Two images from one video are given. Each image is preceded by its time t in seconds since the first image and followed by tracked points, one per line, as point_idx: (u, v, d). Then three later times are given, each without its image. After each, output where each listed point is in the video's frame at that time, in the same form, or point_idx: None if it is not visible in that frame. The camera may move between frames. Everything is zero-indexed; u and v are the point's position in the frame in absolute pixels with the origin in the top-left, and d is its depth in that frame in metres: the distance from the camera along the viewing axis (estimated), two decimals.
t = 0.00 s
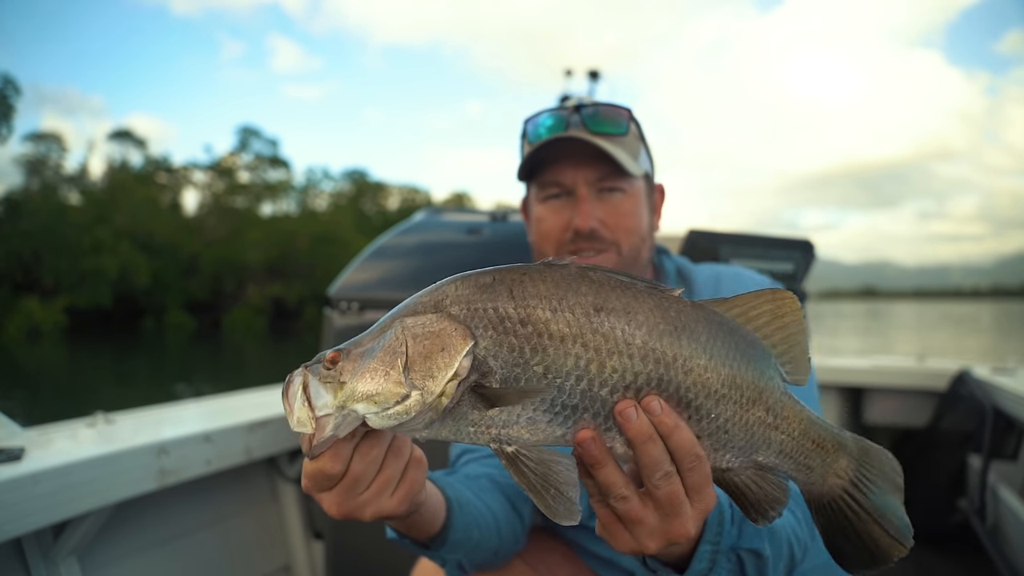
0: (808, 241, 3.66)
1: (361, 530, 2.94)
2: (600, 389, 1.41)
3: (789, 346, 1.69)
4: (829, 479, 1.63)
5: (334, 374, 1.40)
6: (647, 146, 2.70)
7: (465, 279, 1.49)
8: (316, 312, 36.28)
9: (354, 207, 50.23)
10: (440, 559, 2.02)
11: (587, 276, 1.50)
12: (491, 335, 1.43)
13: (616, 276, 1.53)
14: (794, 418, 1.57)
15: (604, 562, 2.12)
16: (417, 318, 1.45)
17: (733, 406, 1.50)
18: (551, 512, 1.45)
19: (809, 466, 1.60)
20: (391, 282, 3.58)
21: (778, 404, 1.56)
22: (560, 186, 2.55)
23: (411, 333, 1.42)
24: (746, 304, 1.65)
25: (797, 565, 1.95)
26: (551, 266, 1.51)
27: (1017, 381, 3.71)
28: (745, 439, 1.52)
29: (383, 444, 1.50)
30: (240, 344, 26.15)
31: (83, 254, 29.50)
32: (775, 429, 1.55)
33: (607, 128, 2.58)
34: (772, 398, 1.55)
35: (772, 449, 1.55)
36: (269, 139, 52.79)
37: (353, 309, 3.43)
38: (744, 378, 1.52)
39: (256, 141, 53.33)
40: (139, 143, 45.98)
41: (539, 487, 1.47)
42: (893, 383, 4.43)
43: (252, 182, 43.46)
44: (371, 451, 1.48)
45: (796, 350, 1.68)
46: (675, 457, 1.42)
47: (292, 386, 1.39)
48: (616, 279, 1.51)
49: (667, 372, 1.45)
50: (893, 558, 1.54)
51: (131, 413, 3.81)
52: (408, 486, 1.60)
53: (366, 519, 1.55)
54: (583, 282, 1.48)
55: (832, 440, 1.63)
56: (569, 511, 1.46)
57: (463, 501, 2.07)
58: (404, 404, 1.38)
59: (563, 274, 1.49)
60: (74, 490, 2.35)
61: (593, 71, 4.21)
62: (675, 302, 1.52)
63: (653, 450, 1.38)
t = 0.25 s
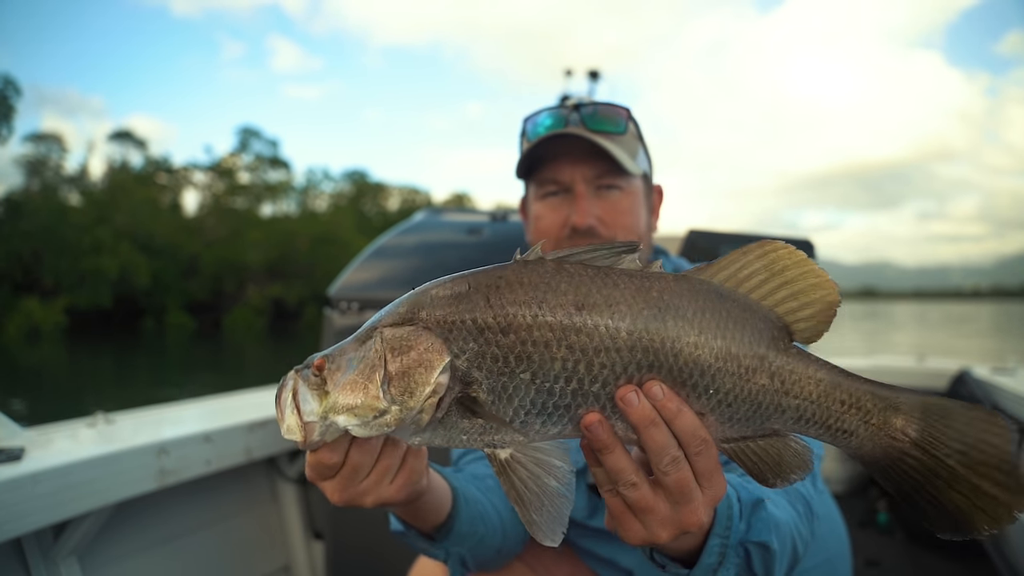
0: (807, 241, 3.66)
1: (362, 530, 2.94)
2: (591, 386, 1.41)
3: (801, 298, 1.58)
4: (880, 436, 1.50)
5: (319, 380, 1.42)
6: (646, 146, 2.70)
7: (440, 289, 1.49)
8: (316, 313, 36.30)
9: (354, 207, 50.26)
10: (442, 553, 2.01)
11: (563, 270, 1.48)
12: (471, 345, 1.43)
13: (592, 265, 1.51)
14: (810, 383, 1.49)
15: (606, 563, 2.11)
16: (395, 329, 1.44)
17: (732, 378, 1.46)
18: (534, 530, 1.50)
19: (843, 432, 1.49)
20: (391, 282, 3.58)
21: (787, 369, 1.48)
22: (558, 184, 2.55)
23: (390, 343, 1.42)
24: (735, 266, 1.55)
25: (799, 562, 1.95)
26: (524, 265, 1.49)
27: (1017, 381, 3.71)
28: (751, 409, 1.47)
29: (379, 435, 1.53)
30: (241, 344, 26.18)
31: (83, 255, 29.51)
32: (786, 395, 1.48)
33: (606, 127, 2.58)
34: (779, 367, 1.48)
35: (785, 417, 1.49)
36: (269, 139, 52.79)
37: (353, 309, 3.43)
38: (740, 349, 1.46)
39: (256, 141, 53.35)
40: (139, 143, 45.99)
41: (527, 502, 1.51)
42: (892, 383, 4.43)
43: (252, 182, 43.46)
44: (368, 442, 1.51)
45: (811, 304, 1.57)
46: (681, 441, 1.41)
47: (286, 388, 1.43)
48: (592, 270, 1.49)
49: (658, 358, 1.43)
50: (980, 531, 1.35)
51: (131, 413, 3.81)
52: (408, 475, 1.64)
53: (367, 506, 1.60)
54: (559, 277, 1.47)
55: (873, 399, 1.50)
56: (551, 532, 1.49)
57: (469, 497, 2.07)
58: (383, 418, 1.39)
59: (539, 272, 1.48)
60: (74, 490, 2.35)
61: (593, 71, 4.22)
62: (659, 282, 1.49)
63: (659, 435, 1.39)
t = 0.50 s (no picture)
0: (808, 241, 3.66)
1: (362, 530, 2.94)
2: (599, 384, 1.41)
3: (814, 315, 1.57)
4: (887, 450, 1.50)
5: (329, 367, 1.40)
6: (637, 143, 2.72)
7: (455, 279, 1.49)
8: (316, 313, 36.33)
9: (354, 208, 50.29)
10: (441, 558, 2.02)
11: (578, 267, 1.48)
12: (481, 335, 1.42)
13: (607, 263, 1.52)
14: (820, 396, 1.50)
15: (604, 562, 2.12)
16: (409, 316, 1.44)
17: (741, 387, 1.47)
18: (530, 534, 1.47)
19: (847, 446, 1.50)
20: (391, 282, 3.58)
21: (797, 382, 1.49)
22: (552, 186, 2.56)
23: (403, 332, 1.41)
24: (755, 276, 1.56)
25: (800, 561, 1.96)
26: (539, 261, 1.50)
27: (1017, 381, 3.71)
28: (756, 420, 1.48)
29: (381, 437, 1.54)
30: (241, 344, 26.19)
31: (83, 255, 29.53)
32: (790, 408, 1.49)
33: (597, 128, 2.58)
34: (789, 379, 1.49)
35: (790, 429, 1.50)
36: (269, 139, 52.79)
37: (353, 309, 3.43)
38: (752, 360, 1.47)
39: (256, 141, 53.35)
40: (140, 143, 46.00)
41: (528, 503, 1.50)
42: (892, 383, 4.43)
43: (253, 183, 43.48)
44: (370, 442, 1.51)
45: (826, 320, 1.56)
46: (690, 446, 1.41)
47: (293, 377, 1.41)
48: (609, 269, 1.49)
49: (668, 363, 1.43)
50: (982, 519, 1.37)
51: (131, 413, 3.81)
52: (407, 479, 1.65)
53: (365, 510, 1.59)
54: (574, 274, 1.47)
55: (881, 414, 1.50)
56: (547, 534, 1.46)
57: (468, 503, 2.08)
58: (393, 404, 1.37)
59: (554, 268, 1.48)
60: (74, 490, 2.36)
61: (593, 71, 4.22)
62: (675, 288, 1.49)
63: (667, 440, 1.39)
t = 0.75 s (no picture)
0: (808, 241, 3.66)
1: (363, 529, 2.94)
2: (604, 386, 1.41)
3: (812, 318, 1.57)
4: (859, 449, 1.55)
5: (332, 379, 1.40)
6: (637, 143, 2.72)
7: (456, 283, 1.48)
8: (316, 313, 36.35)
9: (354, 207, 50.29)
10: (445, 561, 2.02)
11: (578, 268, 1.49)
12: (486, 339, 1.42)
13: (607, 263, 1.52)
14: (811, 396, 1.51)
15: (603, 562, 2.12)
16: (410, 324, 1.43)
17: (740, 389, 1.47)
18: (538, 535, 1.47)
19: (832, 443, 1.53)
20: (391, 282, 3.58)
21: (793, 383, 1.50)
22: (552, 186, 2.55)
23: (405, 337, 1.40)
24: (750, 279, 1.56)
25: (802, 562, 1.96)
26: (538, 262, 1.49)
27: (1017, 381, 3.71)
28: (756, 421, 1.49)
29: (388, 444, 1.54)
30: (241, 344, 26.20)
31: (83, 254, 29.52)
32: (789, 409, 1.50)
33: (597, 128, 2.58)
34: (786, 381, 1.50)
35: (786, 429, 1.51)
36: (269, 138, 52.80)
37: (353, 309, 3.43)
38: (751, 362, 1.48)
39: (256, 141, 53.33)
40: (139, 143, 46.01)
41: (534, 505, 1.49)
42: (892, 383, 4.43)
43: (253, 182, 43.45)
44: (377, 450, 1.51)
45: (823, 321, 1.57)
46: (688, 447, 1.41)
47: (296, 389, 1.41)
48: (609, 270, 1.50)
49: (670, 364, 1.43)
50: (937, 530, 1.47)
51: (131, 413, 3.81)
52: (416, 485, 1.65)
53: (375, 517, 1.60)
54: (575, 276, 1.47)
55: (860, 413, 1.53)
56: (557, 535, 1.46)
57: (472, 505, 2.08)
58: (399, 413, 1.36)
59: (555, 269, 1.48)
60: (74, 490, 2.36)
61: (593, 71, 4.22)
62: (675, 288, 1.49)
63: (666, 439, 1.38)
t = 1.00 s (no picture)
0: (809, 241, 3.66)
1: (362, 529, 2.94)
2: (604, 397, 1.41)
3: (814, 337, 1.59)
4: (866, 471, 1.56)
5: (333, 388, 1.39)
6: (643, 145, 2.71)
7: (459, 291, 1.48)
8: (316, 313, 36.37)
9: (354, 207, 50.28)
10: (447, 565, 2.03)
11: (582, 280, 1.49)
12: (488, 349, 1.42)
13: (612, 276, 1.53)
14: (815, 414, 1.52)
15: (605, 564, 2.11)
16: (413, 333, 1.43)
17: (741, 403, 1.48)
18: (540, 543, 1.49)
19: (835, 463, 1.54)
20: (391, 282, 3.57)
21: (795, 400, 1.51)
22: (557, 185, 2.54)
23: (407, 350, 1.40)
24: (754, 295, 1.57)
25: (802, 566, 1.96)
26: (543, 273, 1.50)
27: (1017, 381, 3.71)
28: (756, 437, 1.49)
29: (387, 456, 1.53)
30: (240, 343, 26.18)
31: (83, 253, 29.49)
32: (790, 425, 1.50)
33: (603, 127, 2.58)
34: (788, 397, 1.51)
35: (787, 446, 1.51)
36: (269, 138, 52.73)
37: (353, 309, 3.41)
38: (753, 378, 1.48)
39: (255, 140, 53.26)
40: (139, 142, 45.91)
41: (536, 513, 1.49)
42: (893, 383, 4.44)
43: (252, 181, 43.42)
44: (376, 462, 1.50)
45: (824, 338, 1.58)
46: (683, 461, 1.42)
47: (296, 400, 1.39)
48: (613, 281, 1.50)
49: (672, 377, 1.43)
50: (953, 560, 1.47)
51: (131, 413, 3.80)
52: (415, 497, 1.65)
53: (374, 530, 1.59)
54: (579, 286, 1.47)
55: (866, 434, 1.54)
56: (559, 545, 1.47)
57: (473, 510, 2.08)
58: (401, 423, 1.36)
59: (559, 281, 1.48)
60: (74, 490, 2.35)
61: (594, 71, 4.21)
62: (678, 301, 1.50)
63: (662, 453, 1.39)
